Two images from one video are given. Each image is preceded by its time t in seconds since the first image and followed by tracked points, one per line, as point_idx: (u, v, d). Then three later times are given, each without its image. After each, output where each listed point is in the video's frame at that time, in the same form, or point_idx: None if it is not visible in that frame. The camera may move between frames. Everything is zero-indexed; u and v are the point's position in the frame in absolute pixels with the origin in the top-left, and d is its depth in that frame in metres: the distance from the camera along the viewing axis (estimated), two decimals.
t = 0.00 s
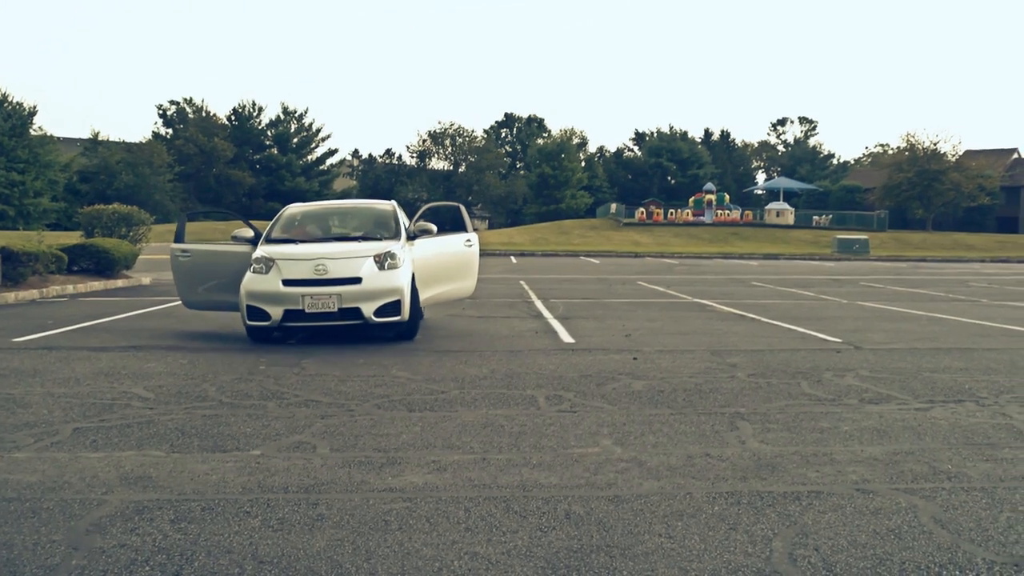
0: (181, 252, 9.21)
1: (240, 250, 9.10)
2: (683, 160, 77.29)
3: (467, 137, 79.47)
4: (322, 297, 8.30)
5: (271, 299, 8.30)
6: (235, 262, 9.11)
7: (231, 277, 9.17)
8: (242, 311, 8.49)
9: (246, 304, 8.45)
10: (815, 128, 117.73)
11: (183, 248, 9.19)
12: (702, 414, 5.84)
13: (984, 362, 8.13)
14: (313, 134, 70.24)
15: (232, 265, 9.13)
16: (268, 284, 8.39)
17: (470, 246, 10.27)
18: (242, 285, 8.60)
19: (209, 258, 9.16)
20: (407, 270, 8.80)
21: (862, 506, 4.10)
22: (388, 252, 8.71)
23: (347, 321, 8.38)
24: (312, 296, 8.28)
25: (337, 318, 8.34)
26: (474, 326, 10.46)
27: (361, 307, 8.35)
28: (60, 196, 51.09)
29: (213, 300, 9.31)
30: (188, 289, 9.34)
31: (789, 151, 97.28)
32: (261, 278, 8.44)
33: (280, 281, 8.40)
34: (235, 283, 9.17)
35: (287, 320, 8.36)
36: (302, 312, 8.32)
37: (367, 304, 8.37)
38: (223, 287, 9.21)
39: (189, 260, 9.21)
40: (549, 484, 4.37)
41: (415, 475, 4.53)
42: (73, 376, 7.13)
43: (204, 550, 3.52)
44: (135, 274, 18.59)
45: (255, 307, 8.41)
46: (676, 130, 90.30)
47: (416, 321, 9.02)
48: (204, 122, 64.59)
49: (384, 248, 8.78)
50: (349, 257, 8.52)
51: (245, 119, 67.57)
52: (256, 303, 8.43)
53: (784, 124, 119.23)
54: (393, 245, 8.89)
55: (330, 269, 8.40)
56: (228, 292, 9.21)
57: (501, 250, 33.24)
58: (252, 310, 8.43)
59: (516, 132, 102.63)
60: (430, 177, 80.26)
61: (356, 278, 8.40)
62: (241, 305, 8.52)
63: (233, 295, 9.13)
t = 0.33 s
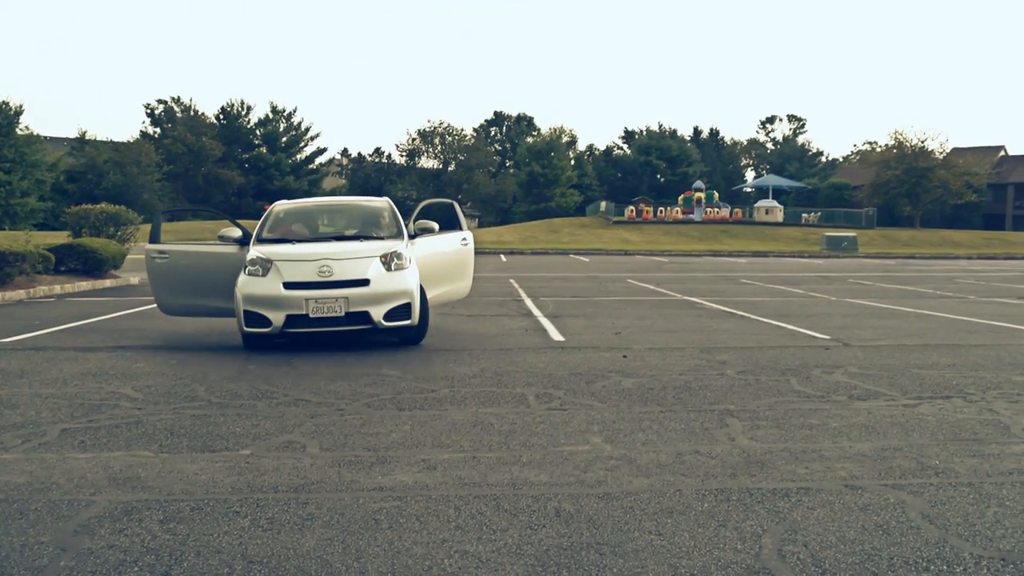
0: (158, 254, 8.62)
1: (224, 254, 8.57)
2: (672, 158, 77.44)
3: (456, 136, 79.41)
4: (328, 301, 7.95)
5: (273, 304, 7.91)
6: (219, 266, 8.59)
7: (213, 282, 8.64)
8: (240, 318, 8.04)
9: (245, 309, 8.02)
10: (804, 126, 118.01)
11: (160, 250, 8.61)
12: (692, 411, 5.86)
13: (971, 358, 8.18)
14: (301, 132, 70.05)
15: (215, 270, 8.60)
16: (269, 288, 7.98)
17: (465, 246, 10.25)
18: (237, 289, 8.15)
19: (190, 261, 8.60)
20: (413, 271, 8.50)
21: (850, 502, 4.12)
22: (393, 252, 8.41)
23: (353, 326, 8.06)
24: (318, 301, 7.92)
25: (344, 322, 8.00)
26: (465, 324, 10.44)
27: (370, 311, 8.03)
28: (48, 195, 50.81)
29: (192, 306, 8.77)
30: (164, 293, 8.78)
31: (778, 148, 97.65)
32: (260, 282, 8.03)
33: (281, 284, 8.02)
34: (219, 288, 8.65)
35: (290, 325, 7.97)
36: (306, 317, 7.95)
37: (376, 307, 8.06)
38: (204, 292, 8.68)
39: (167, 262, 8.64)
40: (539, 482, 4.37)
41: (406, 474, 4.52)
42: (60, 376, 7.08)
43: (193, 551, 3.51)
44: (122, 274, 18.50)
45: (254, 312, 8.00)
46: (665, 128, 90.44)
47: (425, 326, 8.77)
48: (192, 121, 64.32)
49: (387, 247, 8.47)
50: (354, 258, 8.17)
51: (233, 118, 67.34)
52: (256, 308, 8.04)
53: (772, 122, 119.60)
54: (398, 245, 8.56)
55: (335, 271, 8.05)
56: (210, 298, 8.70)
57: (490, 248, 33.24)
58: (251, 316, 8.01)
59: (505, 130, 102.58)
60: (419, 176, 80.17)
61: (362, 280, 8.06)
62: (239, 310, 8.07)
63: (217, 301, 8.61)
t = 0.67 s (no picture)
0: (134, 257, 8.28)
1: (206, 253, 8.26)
2: (658, 155, 77.59)
3: (442, 134, 79.36)
4: (339, 305, 7.47)
5: (277, 309, 7.41)
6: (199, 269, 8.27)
7: (195, 284, 8.31)
8: (241, 325, 7.52)
9: (246, 316, 7.50)
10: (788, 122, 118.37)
11: (136, 252, 8.26)
12: (678, 408, 5.87)
13: (954, 352, 8.26)
14: (287, 132, 69.82)
15: (196, 271, 8.27)
16: (272, 292, 7.47)
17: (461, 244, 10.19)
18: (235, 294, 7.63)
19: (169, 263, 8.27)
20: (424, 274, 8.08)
21: (835, 496, 4.14)
22: (402, 252, 7.98)
23: (364, 332, 7.58)
24: (327, 305, 7.44)
25: (356, 327, 7.53)
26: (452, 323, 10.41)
27: (384, 316, 7.58)
28: (30, 196, 50.44)
29: (170, 310, 8.43)
30: (142, 298, 8.42)
31: (762, 145, 98.04)
32: (262, 286, 7.53)
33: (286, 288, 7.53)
34: (201, 290, 8.33)
35: (297, 332, 7.48)
36: (314, 323, 7.46)
37: (389, 311, 7.60)
38: (186, 295, 8.35)
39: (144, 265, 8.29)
40: (526, 480, 4.37)
41: (393, 473, 4.52)
42: (44, 379, 7.02)
43: (178, 553, 3.49)
44: (106, 276, 18.38)
45: (256, 319, 7.49)
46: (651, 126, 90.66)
47: (436, 332, 8.33)
48: (176, 121, 63.96)
49: (395, 248, 8.05)
50: (362, 259, 7.72)
51: (217, 117, 67.11)
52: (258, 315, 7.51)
53: (758, 119, 120.03)
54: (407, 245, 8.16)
55: (343, 272, 7.58)
56: (191, 300, 8.37)
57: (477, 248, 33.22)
58: (253, 323, 7.49)
59: (491, 128, 102.57)
60: (405, 175, 80.06)
61: (372, 282, 7.61)
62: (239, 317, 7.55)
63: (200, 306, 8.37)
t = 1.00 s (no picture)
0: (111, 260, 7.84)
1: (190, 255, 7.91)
2: (639, 156, 77.90)
3: (424, 135, 79.25)
4: (353, 312, 6.96)
5: (288, 318, 6.87)
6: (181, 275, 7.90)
7: (178, 289, 7.94)
8: (245, 335, 6.96)
9: (252, 325, 6.93)
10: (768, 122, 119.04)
11: (113, 255, 7.83)
12: (659, 408, 5.89)
13: (932, 351, 8.34)
14: (267, 133, 69.46)
15: (180, 276, 7.90)
16: (280, 300, 6.92)
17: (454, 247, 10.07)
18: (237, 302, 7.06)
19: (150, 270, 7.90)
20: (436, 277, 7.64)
21: (815, 494, 4.17)
22: (414, 255, 7.53)
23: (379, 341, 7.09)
24: (341, 312, 6.93)
25: (370, 336, 7.03)
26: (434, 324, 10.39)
27: (400, 323, 7.12)
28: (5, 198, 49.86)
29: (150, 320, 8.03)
30: (118, 305, 7.97)
31: (743, 145, 98.61)
32: (267, 293, 6.97)
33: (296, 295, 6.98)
34: (186, 297, 7.98)
35: (307, 342, 6.93)
36: (325, 332, 6.94)
37: (405, 318, 7.15)
38: (167, 302, 7.96)
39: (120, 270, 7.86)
40: (508, 481, 4.37)
41: (376, 475, 4.51)
42: (21, 384, 6.95)
43: (158, 558, 3.46)
44: (83, 279, 18.22)
45: (263, 329, 6.92)
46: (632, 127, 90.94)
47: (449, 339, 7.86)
48: (155, 122, 63.41)
49: (405, 251, 7.59)
50: (375, 263, 7.24)
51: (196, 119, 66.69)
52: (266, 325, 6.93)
53: (738, 119, 120.68)
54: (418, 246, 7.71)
55: (356, 277, 7.09)
56: (174, 308, 7.99)
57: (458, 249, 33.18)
58: (259, 332, 6.91)
59: (472, 129, 102.53)
60: (386, 176, 79.88)
61: (387, 287, 7.14)
62: (243, 327, 6.97)
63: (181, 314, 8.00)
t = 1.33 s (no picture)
0: (93, 267, 7.09)
1: (182, 260, 7.14)
2: (619, 159, 78.14)
3: (404, 138, 79.14)
4: (373, 322, 6.52)
5: (304, 327, 6.39)
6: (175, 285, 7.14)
7: (170, 298, 7.16)
8: (257, 348, 6.45)
9: (264, 337, 6.43)
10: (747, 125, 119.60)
11: (95, 261, 7.07)
12: (640, 411, 5.90)
13: (909, 351, 8.42)
14: (246, 137, 69.12)
15: (172, 283, 7.13)
16: (295, 309, 6.43)
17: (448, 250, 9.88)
18: (246, 312, 6.55)
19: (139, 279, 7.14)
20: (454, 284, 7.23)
21: (795, 495, 4.20)
22: (431, 259, 7.10)
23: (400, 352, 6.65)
24: (360, 322, 6.48)
25: (391, 346, 6.59)
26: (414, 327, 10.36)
27: (422, 333, 6.71)
28: None
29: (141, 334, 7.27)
30: (103, 317, 7.20)
31: (722, 148, 99.15)
32: (281, 301, 6.48)
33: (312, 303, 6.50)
34: (180, 307, 7.20)
35: (324, 353, 6.46)
36: (342, 343, 6.47)
37: (427, 328, 6.73)
38: (158, 313, 7.18)
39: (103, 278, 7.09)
40: (489, 485, 4.37)
41: (356, 479, 4.50)
42: None
43: (135, 565, 3.43)
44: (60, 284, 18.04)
45: (277, 339, 6.42)
46: (612, 130, 91.25)
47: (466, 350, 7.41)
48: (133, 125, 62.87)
49: (422, 255, 7.16)
50: (393, 269, 6.80)
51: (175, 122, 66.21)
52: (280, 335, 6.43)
53: (718, 122, 121.55)
54: (434, 251, 7.30)
55: (374, 283, 6.64)
56: (167, 319, 7.21)
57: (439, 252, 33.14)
58: (273, 344, 6.42)
59: (453, 132, 102.53)
60: (367, 179, 79.70)
61: (407, 295, 6.71)
62: (253, 339, 6.47)
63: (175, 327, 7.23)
